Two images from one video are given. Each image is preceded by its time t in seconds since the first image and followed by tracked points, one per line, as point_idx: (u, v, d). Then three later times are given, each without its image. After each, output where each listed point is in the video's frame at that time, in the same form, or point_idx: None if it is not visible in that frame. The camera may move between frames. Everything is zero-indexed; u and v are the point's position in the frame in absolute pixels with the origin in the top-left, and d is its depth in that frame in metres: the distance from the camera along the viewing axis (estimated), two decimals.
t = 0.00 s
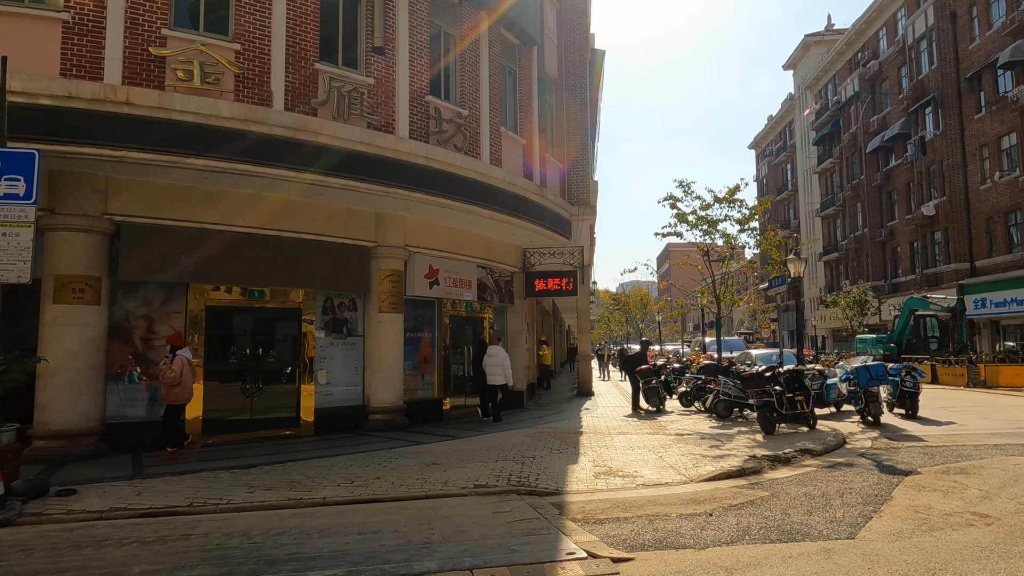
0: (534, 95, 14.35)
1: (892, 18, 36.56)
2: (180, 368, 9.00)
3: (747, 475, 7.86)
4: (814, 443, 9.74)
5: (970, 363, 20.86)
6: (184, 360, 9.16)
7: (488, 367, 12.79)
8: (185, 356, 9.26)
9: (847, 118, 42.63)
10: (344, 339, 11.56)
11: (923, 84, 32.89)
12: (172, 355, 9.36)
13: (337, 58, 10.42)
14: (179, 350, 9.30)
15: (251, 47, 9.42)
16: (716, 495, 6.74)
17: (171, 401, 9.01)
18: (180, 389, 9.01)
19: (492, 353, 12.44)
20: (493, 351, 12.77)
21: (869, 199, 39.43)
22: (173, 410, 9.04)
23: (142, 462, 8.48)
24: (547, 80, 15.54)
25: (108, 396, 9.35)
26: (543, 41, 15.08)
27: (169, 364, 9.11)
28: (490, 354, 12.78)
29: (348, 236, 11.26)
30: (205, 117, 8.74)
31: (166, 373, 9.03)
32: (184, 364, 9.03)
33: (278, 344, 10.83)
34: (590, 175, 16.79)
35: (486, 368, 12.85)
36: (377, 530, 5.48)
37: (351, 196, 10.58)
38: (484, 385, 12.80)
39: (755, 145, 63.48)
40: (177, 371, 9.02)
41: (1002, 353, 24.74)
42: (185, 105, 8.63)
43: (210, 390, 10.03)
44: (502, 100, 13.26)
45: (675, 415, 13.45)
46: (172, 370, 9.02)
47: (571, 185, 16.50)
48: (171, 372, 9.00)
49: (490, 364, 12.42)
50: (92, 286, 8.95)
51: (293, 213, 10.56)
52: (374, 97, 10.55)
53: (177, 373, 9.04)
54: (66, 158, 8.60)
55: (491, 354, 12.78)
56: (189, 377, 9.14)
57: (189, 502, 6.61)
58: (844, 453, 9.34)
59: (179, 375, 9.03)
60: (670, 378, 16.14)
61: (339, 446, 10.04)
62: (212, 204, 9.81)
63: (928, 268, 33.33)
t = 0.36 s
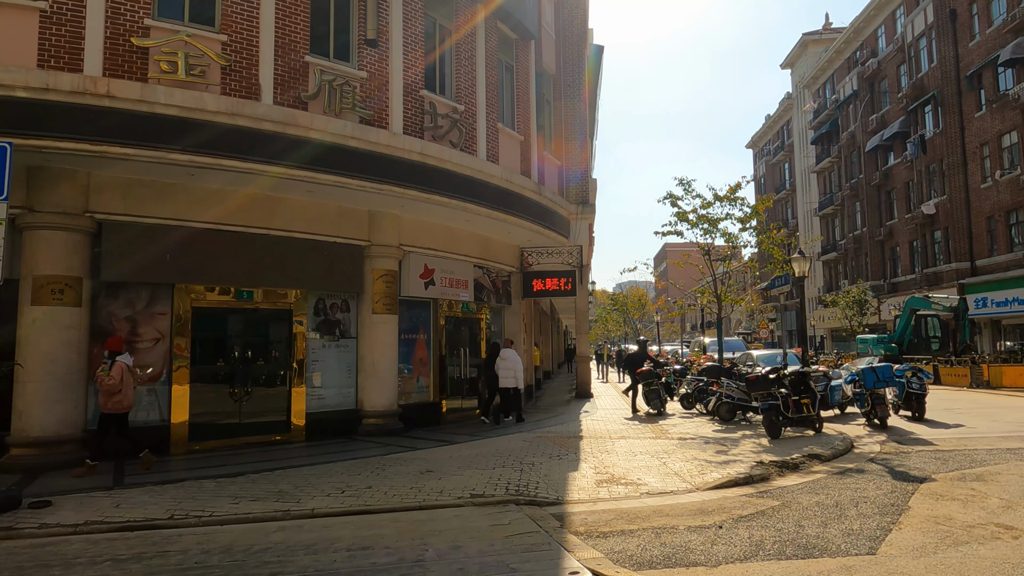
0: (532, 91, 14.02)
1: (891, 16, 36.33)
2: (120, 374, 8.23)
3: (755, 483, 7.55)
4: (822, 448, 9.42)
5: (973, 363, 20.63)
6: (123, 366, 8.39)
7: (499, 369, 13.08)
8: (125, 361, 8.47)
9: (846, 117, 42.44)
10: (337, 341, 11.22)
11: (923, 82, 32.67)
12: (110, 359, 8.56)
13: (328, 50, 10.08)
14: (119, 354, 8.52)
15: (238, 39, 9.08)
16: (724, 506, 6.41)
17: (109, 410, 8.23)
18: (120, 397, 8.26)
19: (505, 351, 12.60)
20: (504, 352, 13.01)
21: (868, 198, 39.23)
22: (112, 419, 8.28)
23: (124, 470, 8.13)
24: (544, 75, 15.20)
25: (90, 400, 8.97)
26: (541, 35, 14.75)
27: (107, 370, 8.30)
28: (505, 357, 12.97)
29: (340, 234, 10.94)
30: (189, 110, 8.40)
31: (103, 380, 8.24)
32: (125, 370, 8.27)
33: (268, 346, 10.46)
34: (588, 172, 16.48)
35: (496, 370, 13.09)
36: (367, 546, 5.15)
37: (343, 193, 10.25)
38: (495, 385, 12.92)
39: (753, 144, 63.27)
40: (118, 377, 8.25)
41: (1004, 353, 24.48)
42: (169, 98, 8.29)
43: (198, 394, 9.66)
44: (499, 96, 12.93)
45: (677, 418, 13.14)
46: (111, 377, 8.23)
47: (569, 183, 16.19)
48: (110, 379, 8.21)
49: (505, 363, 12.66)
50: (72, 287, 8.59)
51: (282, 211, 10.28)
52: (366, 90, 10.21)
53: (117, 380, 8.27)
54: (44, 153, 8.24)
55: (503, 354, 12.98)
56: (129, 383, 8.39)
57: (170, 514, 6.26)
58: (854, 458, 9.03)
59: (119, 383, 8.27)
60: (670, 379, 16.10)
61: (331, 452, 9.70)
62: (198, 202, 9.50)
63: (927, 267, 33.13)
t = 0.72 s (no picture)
0: (527, 83, 13.68)
1: (887, 15, 36.18)
2: (40, 372, 7.53)
3: (759, 487, 7.23)
4: (826, 450, 9.14)
5: (973, 363, 20.45)
6: (45, 364, 7.69)
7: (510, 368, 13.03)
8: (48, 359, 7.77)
9: (842, 116, 42.29)
10: (326, 339, 10.87)
11: (919, 80, 32.50)
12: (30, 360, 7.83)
13: (315, 38, 9.73)
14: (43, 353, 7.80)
15: (220, 24, 8.73)
16: (729, 512, 6.10)
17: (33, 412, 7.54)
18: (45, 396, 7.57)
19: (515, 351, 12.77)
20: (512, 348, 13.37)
21: (864, 197, 39.09)
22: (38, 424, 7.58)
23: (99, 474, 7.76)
24: (539, 68, 14.87)
25: (66, 401, 8.53)
26: (536, 26, 14.41)
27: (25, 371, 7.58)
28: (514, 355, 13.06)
29: (329, 230, 10.59)
30: (169, 99, 8.03)
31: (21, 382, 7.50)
32: (45, 367, 7.57)
33: (254, 345, 10.09)
34: (585, 168, 16.15)
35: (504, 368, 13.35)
36: (351, 559, 4.80)
37: (331, 187, 9.90)
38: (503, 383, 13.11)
39: (748, 143, 63.12)
40: (36, 376, 7.53)
41: (1002, 353, 24.31)
42: (147, 85, 7.92)
43: (180, 395, 9.28)
44: (493, 88, 12.59)
45: (675, 419, 12.85)
46: (30, 377, 7.51)
47: (565, 180, 15.87)
48: (29, 379, 7.48)
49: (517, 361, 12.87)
50: (46, 284, 8.21)
51: (269, 205, 9.92)
52: (355, 80, 9.86)
53: (37, 379, 7.55)
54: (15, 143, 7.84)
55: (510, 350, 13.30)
56: (53, 382, 7.67)
57: (143, 523, 5.89)
58: (859, 460, 8.74)
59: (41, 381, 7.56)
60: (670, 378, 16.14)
61: (319, 455, 9.35)
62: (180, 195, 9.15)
63: (924, 266, 32.98)
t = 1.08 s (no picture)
0: (521, 78, 13.36)
1: (883, 14, 36.05)
2: None
3: (763, 496, 6.92)
4: (830, 455, 8.84)
5: (971, 363, 20.27)
6: None
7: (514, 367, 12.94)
8: None
9: (838, 115, 42.16)
10: (313, 341, 10.52)
11: (916, 79, 32.33)
12: None
13: (301, 28, 9.38)
14: None
15: (201, 12, 8.37)
16: (733, 523, 5.78)
17: None
18: None
19: (517, 348, 12.68)
20: (515, 348, 13.37)
21: (860, 197, 38.95)
22: None
23: (71, 483, 7.38)
24: (534, 62, 14.54)
25: (38, 405, 8.12)
26: (530, 20, 14.09)
27: None
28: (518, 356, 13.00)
29: (316, 228, 10.24)
30: (146, 89, 7.66)
31: None
32: None
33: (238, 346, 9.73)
34: (581, 164, 15.84)
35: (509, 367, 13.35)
36: None
37: (318, 183, 9.55)
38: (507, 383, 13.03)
39: (743, 143, 63.02)
40: None
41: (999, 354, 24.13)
42: (123, 75, 7.55)
43: (159, 398, 8.91)
44: (486, 82, 12.27)
45: (673, 421, 12.55)
46: None
47: (560, 178, 15.56)
48: None
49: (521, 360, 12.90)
50: (17, 282, 7.82)
51: (252, 202, 9.54)
52: (342, 72, 9.51)
53: None
54: None
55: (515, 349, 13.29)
56: None
57: (111, 538, 5.52)
58: (864, 466, 8.45)
59: None
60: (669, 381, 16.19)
61: (304, 461, 9.00)
62: (160, 191, 8.77)
63: (921, 266, 32.81)
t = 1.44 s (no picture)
0: (517, 70, 13.02)
1: (881, 12, 35.85)
2: None
3: (769, 502, 6.59)
4: (836, 458, 8.55)
5: (972, 363, 20.05)
6: None
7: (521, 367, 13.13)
8: None
9: (835, 114, 41.95)
10: (300, 339, 10.14)
11: (915, 77, 32.12)
12: None
13: (287, 14, 9.00)
14: None
15: None
16: (739, 533, 5.44)
17: None
18: None
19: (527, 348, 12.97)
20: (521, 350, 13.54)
21: (858, 195, 38.75)
22: None
23: (41, 488, 7.00)
24: (530, 54, 14.20)
25: (8, 407, 7.71)
26: (527, 11, 13.75)
27: None
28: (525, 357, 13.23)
29: (304, 223, 9.90)
30: (122, 75, 7.29)
31: None
32: None
33: (221, 344, 9.35)
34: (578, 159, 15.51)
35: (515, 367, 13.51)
36: None
37: (306, 175, 9.20)
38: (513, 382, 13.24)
39: (740, 142, 62.88)
40: None
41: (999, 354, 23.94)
42: (97, 59, 7.18)
43: (137, 399, 8.53)
44: (480, 73, 11.92)
45: (672, 423, 12.23)
46: None
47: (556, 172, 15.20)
48: None
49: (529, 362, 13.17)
50: None
51: (237, 194, 9.19)
52: (330, 60, 9.15)
53: None
54: None
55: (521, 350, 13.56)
56: None
57: (75, 549, 5.14)
58: (872, 470, 8.14)
59: None
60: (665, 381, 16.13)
61: (289, 465, 8.63)
62: (139, 183, 8.41)
63: (920, 266, 32.61)
